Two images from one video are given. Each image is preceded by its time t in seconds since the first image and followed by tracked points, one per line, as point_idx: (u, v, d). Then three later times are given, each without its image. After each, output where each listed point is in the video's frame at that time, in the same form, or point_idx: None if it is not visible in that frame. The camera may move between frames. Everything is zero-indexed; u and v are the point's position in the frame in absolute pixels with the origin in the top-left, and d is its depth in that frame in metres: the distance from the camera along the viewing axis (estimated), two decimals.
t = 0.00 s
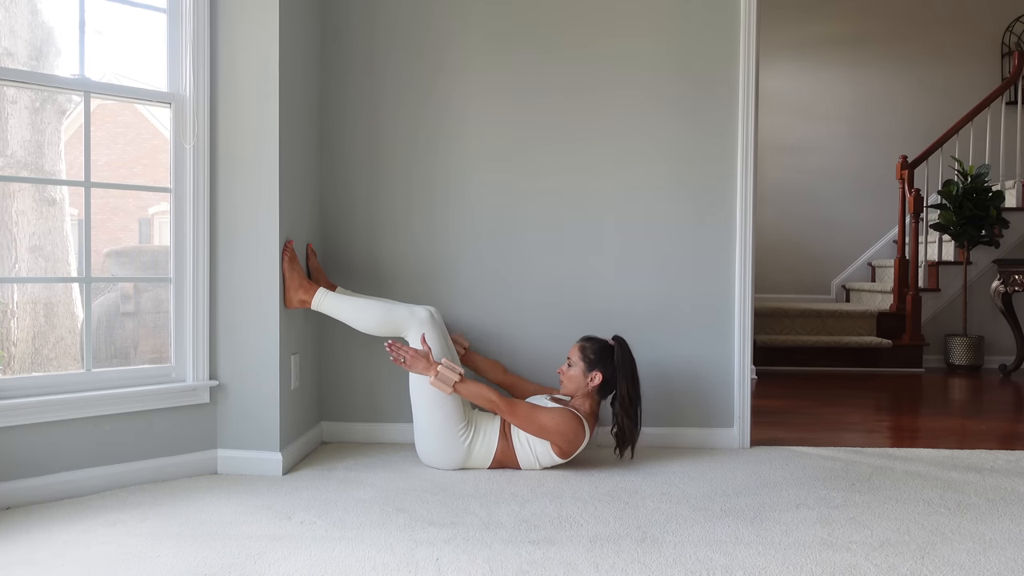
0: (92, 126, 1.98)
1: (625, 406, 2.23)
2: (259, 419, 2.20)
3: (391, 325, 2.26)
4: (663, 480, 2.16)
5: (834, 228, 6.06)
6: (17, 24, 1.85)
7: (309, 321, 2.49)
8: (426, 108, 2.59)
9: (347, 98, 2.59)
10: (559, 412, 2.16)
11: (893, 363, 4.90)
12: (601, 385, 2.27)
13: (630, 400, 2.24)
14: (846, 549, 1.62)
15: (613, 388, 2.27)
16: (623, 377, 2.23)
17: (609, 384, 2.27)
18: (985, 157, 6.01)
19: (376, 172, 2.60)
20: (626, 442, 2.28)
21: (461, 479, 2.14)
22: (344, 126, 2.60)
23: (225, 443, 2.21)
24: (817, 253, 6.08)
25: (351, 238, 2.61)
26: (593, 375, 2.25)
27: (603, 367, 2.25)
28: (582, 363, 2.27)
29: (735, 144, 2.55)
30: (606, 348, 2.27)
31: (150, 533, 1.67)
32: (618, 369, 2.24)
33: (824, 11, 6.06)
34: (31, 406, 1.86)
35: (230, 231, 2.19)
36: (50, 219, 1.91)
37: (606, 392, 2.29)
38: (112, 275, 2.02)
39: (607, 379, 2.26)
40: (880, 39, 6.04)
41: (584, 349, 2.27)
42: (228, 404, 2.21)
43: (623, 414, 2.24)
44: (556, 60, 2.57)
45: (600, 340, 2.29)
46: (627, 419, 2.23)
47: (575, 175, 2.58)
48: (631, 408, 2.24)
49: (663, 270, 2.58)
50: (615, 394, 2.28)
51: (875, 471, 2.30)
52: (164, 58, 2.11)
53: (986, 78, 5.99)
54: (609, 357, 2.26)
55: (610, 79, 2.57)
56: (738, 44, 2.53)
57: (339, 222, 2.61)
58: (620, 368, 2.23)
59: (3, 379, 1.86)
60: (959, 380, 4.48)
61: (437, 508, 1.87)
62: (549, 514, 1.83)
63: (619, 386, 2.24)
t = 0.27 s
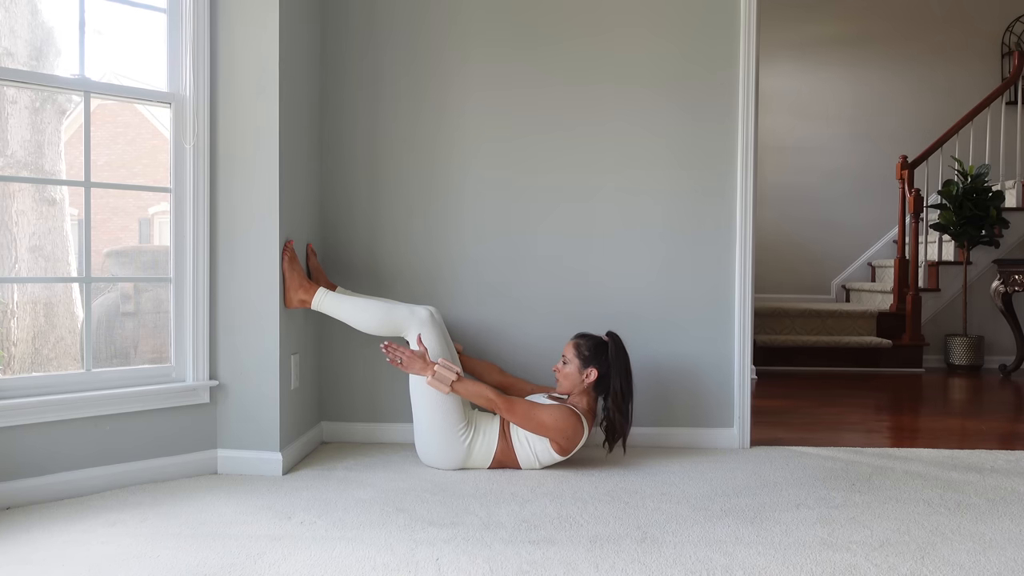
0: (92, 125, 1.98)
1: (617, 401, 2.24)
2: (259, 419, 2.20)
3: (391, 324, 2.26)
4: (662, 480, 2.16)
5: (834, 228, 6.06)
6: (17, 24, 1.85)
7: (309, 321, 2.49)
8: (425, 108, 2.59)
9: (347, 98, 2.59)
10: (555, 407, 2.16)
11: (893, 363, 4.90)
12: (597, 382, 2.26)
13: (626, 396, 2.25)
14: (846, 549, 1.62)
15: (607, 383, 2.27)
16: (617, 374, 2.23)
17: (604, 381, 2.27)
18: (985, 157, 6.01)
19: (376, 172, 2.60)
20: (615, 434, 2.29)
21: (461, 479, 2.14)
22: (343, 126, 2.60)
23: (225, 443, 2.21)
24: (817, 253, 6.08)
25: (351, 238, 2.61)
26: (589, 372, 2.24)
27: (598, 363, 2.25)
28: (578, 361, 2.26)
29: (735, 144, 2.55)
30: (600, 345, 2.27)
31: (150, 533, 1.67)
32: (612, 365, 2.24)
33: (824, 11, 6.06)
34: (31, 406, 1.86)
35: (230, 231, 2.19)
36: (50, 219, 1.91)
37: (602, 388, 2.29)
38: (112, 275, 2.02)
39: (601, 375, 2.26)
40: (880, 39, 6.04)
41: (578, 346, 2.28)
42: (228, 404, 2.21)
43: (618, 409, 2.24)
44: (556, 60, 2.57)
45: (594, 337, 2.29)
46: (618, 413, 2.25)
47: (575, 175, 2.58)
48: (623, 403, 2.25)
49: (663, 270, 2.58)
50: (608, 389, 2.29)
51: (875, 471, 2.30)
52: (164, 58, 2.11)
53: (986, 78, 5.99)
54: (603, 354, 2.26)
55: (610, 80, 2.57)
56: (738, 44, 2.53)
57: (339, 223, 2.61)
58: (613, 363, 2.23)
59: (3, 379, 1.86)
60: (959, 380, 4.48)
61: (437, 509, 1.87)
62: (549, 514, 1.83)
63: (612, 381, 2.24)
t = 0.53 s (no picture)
0: (92, 125, 1.98)
1: (619, 402, 2.24)
2: (259, 419, 2.20)
3: (391, 324, 2.26)
4: (662, 480, 2.16)
5: (834, 228, 6.06)
6: (17, 24, 1.85)
7: (309, 321, 2.49)
8: (425, 108, 2.59)
9: (347, 98, 2.59)
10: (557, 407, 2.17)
11: (894, 363, 4.90)
12: (598, 383, 2.26)
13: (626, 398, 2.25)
14: (846, 549, 1.62)
15: (608, 385, 2.26)
16: (619, 375, 2.22)
17: (605, 381, 2.27)
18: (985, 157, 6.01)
19: (376, 173, 2.60)
20: (617, 435, 2.29)
21: (461, 479, 2.14)
22: (343, 125, 2.60)
23: (225, 443, 2.21)
24: (817, 253, 6.08)
25: (351, 238, 2.61)
26: (590, 372, 2.24)
27: (599, 364, 2.25)
28: (579, 361, 2.26)
29: (735, 144, 2.55)
30: (602, 346, 2.27)
31: (150, 533, 1.67)
32: (613, 367, 2.23)
33: (824, 11, 6.06)
34: (31, 407, 1.86)
35: (231, 231, 2.19)
36: (50, 219, 1.91)
37: (603, 389, 2.29)
38: (112, 275, 2.02)
39: (603, 376, 2.26)
40: (880, 39, 6.04)
41: (580, 347, 2.28)
42: (228, 404, 2.21)
43: (618, 410, 2.24)
44: (556, 60, 2.57)
45: (595, 338, 2.29)
46: (619, 414, 2.25)
47: (575, 175, 2.58)
48: (625, 404, 2.25)
49: (663, 270, 2.58)
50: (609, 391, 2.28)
51: (875, 471, 2.30)
52: (164, 58, 2.11)
53: (986, 78, 5.99)
54: (605, 355, 2.26)
55: (610, 80, 2.57)
56: (738, 44, 2.53)
57: (339, 223, 2.61)
58: (615, 365, 2.22)
59: (3, 379, 1.86)
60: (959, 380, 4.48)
61: (437, 509, 1.87)
62: (549, 514, 1.83)
63: (614, 383, 2.24)
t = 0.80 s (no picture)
0: (92, 125, 1.98)
1: (622, 404, 2.24)
2: (259, 419, 2.20)
3: (391, 324, 2.26)
4: (662, 480, 2.16)
5: (834, 228, 6.06)
6: (17, 24, 1.85)
7: (309, 321, 2.49)
8: (425, 108, 2.59)
9: (347, 98, 2.59)
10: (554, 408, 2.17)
11: (894, 363, 4.90)
12: (599, 384, 2.27)
13: (626, 398, 2.24)
14: (846, 549, 1.62)
15: (610, 385, 2.27)
16: (621, 375, 2.23)
17: (606, 382, 2.27)
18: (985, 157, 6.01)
19: (376, 173, 2.60)
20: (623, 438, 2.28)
21: (461, 479, 2.14)
22: (343, 125, 2.60)
23: (225, 443, 2.21)
24: (817, 253, 6.08)
25: (351, 238, 2.61)
26: (592, 373, 2.25)
27: (601, 365, 2.25)
28: (581, 362, 2.26)
29: (735, 144, 2.55)
30: (603, 346, 2.27)
31: (150, 533, 1.67)
32: (616, 367, 2.24)
33: (824, 11, 6.06)
34: (31, 407, 1.86)
35: (231, 232, 2.19)
36: (50, 219, 1.91)
37: (604, 390, 2.29)
38: (112, 275, 2.02)
39: (604, 377, 2.26)
40: (880, 39, 6.04)
41: (582, 348, 2.27)
42: (228, 404, 2.21)
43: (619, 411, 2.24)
44: (556, 60, 2.57)
45: (597, 338, 2.29)
46: (623, 416, 2.24)
47: (575, 175, 2.58)
48: (628, 406, 2.25)
49: (663, 270, 2.58)
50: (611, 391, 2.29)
51: (875, 471, 2.30)
52: (164, 58, 2.11)
53: (986, 78, 5.99)
54: (607, 355, 2.26)
55: (610, 80, 2.57)
56: (738, 45, 2.53)
57: (339, 222, 2.61)
58: (617, 365, 2.23)
59: (3, 379, 1.86)
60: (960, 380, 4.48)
61: (437, 509, 1.87)
62: (549, 514, 1.83)
63: (616, 383, 2.24)
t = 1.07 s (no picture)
0: (92, 125, 1.98)
1: (622, 406, 2.24)
2: (259, 419, 2.20)
3: (391, 324, 2.26)
4: (662, 480, 2.16)
5: (834, 228, 6.06)
6: (17, 24, 1.85)
7: (309, 321, 2.49)
8: (425, 107, 2.59)
9: (348, 97, 2.59)
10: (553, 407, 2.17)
11: (893, 362, 4.90)
12: (600, 385, 2.27)
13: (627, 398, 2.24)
14: (846, 549, 1.62)
15: (610, 387, 2.27)
16: (622, 377, 2.23)
17: (607, 384, 2.27)
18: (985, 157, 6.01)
19: (376, 173, 2.60)
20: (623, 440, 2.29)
21: (461, 479, 2.14)
22: (344, 125, 2.60)
23: (225, 443, 2.21)
24: (817, 253, 6.08)
25: (352, 238, 2.61)
26: (592, 374, 2.25)
27: (602, 367, 2.25)
28: (582, 363, 2.27)
29: (735, 145, 2.55)
30: (604, 348, 2.27)
31: (150, 533, 1.67)
32: (616, 369, 2.24)
33: (824, 11, 6.06)
34: (31, 407, 1.86)
35: (231, 232, 2.19)
36: (50, 219, 1.91)
37: (604, 392, 2.29)
38: (112, 275, 2.02)
39: (605, 379, 2.26)
40: (880, 39, 6.04)
41: (583, 349, 2.28)
42: (228, 404, 2.21)
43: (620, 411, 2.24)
44: (556, 60, 2.57)
45: (598, 339, 2.30)
46: (623, 418, 2.24)
47: (575, 175, 2.58)
48: (628, 409, 2.24)
49: (664, 270, 2.58)
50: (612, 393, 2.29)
51: (875, 471, 2.30)
52: (164, 58, 2.11)
53: (986, 78, 5.99)
54: (607, 357, 2.26)
55: (610, 80, 2.57)
56: (738, 45, 2.53)
57: (339, 222, 2.61)
58: (618, 367, 2.23)
59: (3, 379, 1.86)
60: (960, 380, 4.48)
61: (437, 509, 1.87)
62: (549, 514, 1.83)
63: (616, 385, 2.24)
